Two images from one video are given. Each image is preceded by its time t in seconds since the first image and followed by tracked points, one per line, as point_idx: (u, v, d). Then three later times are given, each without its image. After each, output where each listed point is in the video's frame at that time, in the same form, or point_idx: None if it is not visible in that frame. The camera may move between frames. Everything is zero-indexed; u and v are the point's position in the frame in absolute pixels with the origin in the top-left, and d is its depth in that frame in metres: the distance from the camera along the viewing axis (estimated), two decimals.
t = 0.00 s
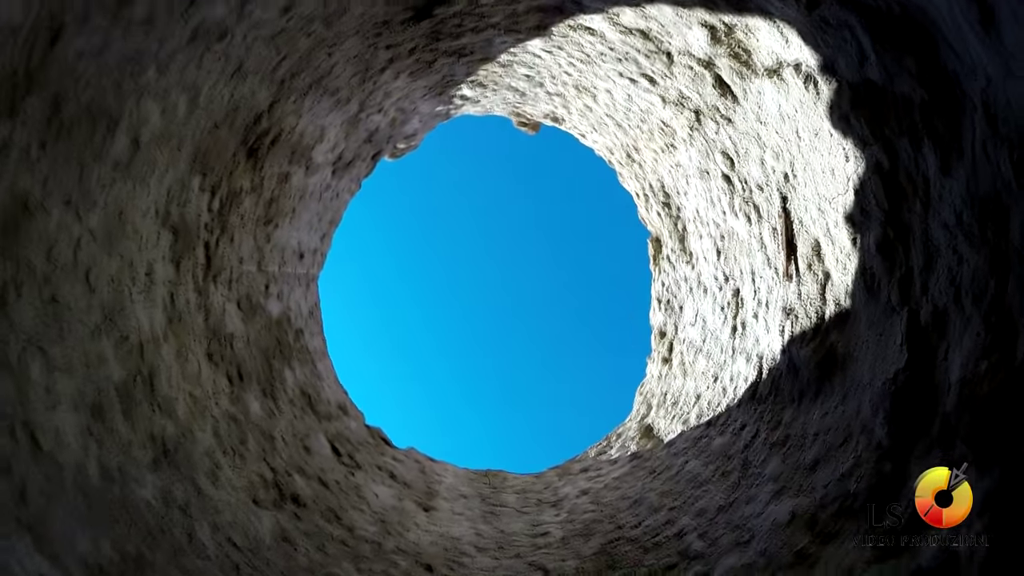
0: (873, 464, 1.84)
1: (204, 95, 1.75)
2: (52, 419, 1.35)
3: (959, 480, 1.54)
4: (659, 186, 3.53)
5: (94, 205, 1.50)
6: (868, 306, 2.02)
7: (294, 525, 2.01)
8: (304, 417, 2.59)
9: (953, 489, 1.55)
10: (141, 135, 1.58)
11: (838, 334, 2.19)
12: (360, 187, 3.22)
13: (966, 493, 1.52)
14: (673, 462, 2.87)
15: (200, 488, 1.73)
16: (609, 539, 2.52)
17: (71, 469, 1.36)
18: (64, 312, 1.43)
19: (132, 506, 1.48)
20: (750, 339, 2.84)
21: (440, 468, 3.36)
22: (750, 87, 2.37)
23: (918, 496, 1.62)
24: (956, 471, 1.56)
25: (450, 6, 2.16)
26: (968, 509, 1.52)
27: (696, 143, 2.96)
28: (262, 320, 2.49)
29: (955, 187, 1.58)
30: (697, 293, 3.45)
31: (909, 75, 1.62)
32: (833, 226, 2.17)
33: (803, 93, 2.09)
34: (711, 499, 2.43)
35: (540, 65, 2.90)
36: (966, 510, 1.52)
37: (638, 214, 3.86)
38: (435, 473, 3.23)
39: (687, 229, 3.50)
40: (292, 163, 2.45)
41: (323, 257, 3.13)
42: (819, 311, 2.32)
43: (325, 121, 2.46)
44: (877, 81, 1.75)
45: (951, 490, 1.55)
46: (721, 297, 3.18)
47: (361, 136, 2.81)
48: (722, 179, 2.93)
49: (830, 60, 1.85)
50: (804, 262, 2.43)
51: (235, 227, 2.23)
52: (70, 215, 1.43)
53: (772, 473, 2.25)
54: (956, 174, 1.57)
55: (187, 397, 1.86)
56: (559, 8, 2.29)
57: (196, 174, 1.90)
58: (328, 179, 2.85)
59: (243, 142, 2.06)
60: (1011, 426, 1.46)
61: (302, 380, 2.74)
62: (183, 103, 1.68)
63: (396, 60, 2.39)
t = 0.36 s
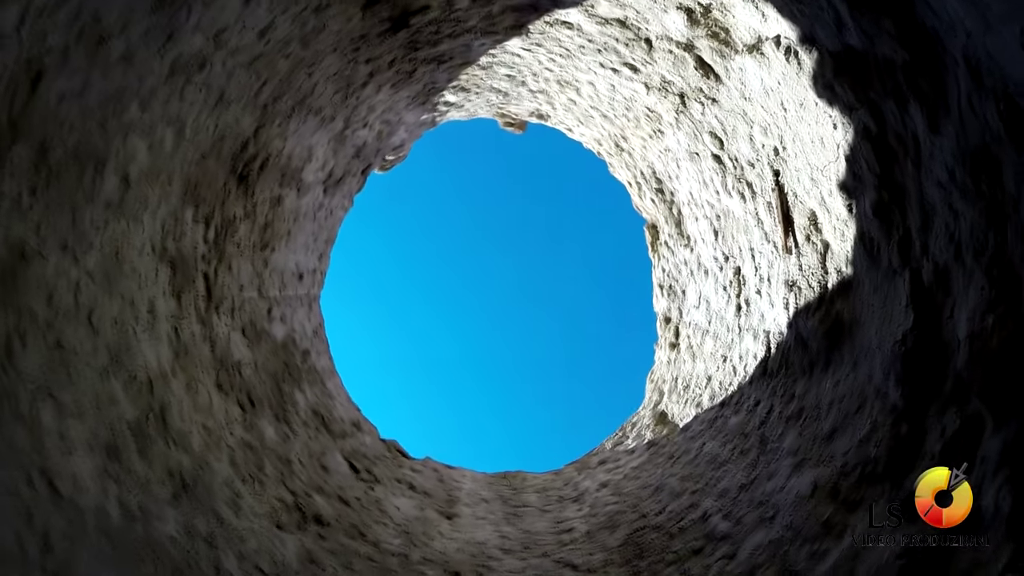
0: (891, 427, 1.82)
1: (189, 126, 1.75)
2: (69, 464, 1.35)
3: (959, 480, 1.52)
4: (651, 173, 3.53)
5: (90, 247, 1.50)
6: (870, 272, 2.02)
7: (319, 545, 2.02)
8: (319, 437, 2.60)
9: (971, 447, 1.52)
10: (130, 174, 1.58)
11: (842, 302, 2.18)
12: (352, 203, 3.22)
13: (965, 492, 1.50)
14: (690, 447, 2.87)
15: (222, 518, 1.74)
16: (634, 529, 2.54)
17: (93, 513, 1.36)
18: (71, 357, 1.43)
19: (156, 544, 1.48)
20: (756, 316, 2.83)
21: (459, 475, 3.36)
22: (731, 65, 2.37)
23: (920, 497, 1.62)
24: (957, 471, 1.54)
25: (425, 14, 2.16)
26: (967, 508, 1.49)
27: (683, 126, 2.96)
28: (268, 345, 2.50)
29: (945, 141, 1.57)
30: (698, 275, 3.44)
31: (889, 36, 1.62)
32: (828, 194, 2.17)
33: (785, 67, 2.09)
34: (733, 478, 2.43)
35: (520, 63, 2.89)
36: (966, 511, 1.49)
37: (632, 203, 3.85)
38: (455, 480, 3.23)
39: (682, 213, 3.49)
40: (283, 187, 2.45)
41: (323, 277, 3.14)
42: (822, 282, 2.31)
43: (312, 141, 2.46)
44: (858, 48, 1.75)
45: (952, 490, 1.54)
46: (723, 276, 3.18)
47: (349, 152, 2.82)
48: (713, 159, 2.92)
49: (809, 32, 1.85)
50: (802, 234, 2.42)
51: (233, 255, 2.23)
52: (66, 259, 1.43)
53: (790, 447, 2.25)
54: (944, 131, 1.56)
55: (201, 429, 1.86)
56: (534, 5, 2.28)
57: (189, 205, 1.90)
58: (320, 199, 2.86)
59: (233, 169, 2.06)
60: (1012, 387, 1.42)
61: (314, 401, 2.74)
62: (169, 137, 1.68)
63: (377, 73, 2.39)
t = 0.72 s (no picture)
0: (902, 394, 1.81)
1: (179, 156, 1.74)
2: (88, 504, 1.35)
3: (959, 480, 1.53)
4: (642, 161, 3.53)
5: (90, 285, 1.50)
6: (870, 241, 2.01)
7: (344, 561, 2.02)
8: (334, 454, 2.60)
9: (986, 407, 1.52)
10: (123, 208, 1.58)
11: (844, 273, 2.17)
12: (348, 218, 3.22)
13: (966, 493, 1.51)
14: (703, 432, 2.87)
15: (243, 544, 1.74)
16: (656, 518, 2.55)
17: (114, 551, 1.37)
18: (81, 397, 1.43)
19: None
20: (759, 295, 2.82)
21: (476, 479, 3.36)
22: (713, 47, 2.36)
23: (919, 496, 1.61)
24: (957, 471, 1.55)
25: (404, 23, 2.16)
26: (967, 509, 1.50)
27: (671, 112, 2.95)
28: (275, 366, 2.50)
29: (933, 105, 1.57)
30: (698, 259, 3.43)
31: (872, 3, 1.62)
32: (821, 167, 2.16)
33: (767, 44, 2.09)
34: (750, 458, 2.42)
35: (503, 63, 2.88)
36: (966, 510, 1.50)
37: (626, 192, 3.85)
38: (473, 485, 3.23)
39: (677, 198, 3.49)
40: (277, 207, 2.45)
41: (324, 293, 3.13)
42: (822, 255, 2.30)
43: (303, 159, 2.46)
44: (839, 19, 1.74)
45: (952, 490, 1.54)
46: (723, 258, 3.17)
47: (340, 167, 2.82)
48: (703, 143, 2.92)
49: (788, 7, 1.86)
50: (798, 209, 2.41)
51: (233, 280, 2.24)
52: (68, 298, 1.43)
53: (805, 423, 2.24)
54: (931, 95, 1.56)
55: (216, 457, 1.86)
56: (512, 5, 2.28)
57: (185, 234, 1.90)
58: (315, 216, 2.86)
59: (226, 193, 2.06)
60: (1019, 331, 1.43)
61: (326, 419, 2.74)
62: (159, 168, 1.68)
63: (361, 86, 2.39)
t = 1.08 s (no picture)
0: (911, 359, 1.81)
1: (170, 187, 1.74)
2: (110, 542, 1.35)
3: (958, 480, 1.51)
4: (632, 151, 3.52)
5: (93, 324, 1.50)
6: (865, 211, 2.00)
7: None
8: (350, 470, 2.60)
9: (995, 366, 1.50)
10: (119, 245, 1.58)
11: (842, 244, 2.16)
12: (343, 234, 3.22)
13: (966, 492, 1.49)
14: (716, 415, 2.86)
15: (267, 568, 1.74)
16: (676, 505, 2.55)
17: None
18: (93, 437, 1.43)
19: None
20: (760, 273, 2.81)
21: (494, 482, 3.36)
22: (693, 30, 2.36)
23: (920, 496, 1.60)
24: (958, 471, 1.53)
25: (383, 34, 2.16)
26: (967, 509, 1.48)
27: (656, 99, 2.94)
28: (284, 388, 2.50)
29: (918, 69, 1.57)
30: (696, 244, 3.43)
31: None
32: (811, 139, 2.16)
33: (747, 22, 2.09)
34: (766, 437, 2.42)
35: (484, 65, 2.88)
36: (966, 511, 1.48)
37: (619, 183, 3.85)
38: (491, 489, 3.23)
39: (670, 184, 3.48)
40: (272, 230, 2.45)
41: (326, 311, 3.13)
42: (819, 228, 2.29)
43: (294, 180, 2.46)
44: None
45: (952, 490, 1.52)
46: (720, 240, 3.16)
47: (331, 184, 2.81)
48: (691, 127, 2.91)
49: None
50: (792, 184, 2.40)
51: (235, 306, 2.24)
52: (72, 339, 1.43)
53: (817, 397, 2.24)
54: (915, 60, 1.56)
55: (234, 483, 1.86)
56: (489, 7, 2.28)
57: (184, 265, 1.90)
58: (311, 235, 2.86)
59: (221, 220, 2.06)
60: None
61: (339, 436, 2.74)
62: (152, 202, 1.68)
63: (345, 101, 2.39)
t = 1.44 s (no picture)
0: (919, 324, 1.80)
1: (165, 218, 1.74)
2: None
3: (959, 480, 1.53)
4: (622, 141, 3.51)
5: (100, 361, 1.50)
6: (860, 181, 1.99)
7: None
8: (368, 484, 2.60)
9: (1001, 324, 1.50)
10: (119, 280, 1.58)
11: (840, 216, 2.15)
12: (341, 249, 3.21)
13: (966, 492, 1.51)
14: (727, 398, 2.86)
15: None
16: (696, 491, 2.55)
17: None
18: (110, 473, 1.43)
19: None
20: (760, 252, 2.79)
21: (512, 483, 3.36)
22: (673, 15, 2.36)
23: (920, 497, 1.62)
24: (956, 471, 1.55)
25: (363, 46, 2.16)
26: (967, 509, 1.50)
27: (642, 88, 2.93)
28: (295, 408, 2.50)
29: (901, 35, 1.56)
30: (694, 228, 3.42)
31: None
32: (801, 113, 2.15)
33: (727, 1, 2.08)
34: (779, 415, 2.42)
35: (467, 68, 2.87)
36: (966, 511, 1.50)
37: (611, 174, 3.84)
38: (509, 491, 3.23)
39: (662, 171, 3.48)
40: (270, 251, 2.45)
41: (331, 327, 3.13)
42: (815, 201, 2.28)
43: (287, 200, 2.46)
44: None
45: (952, 490, 1.54)
46: (717, 222, 3.15)
47: (325, 201, 2.81)
48: (680, 112, 2.91)
49: None
50: (784, 160, 2.40)
51: (239, 330, 2.24)
52: (80, 378, 1.43)
53: (827, 370, 2.23)
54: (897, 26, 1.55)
55: (253, 507, 1.87)
56: (468, 13, 2.28)
57: (185, 293, 1.90)
58: (309, 252, 2.85)
59: (218, 245, 2.07)
60: None
61: (353, 451, 2.74)
62: (148, 235, 1.68)
63: (332, 116, 2.39)
